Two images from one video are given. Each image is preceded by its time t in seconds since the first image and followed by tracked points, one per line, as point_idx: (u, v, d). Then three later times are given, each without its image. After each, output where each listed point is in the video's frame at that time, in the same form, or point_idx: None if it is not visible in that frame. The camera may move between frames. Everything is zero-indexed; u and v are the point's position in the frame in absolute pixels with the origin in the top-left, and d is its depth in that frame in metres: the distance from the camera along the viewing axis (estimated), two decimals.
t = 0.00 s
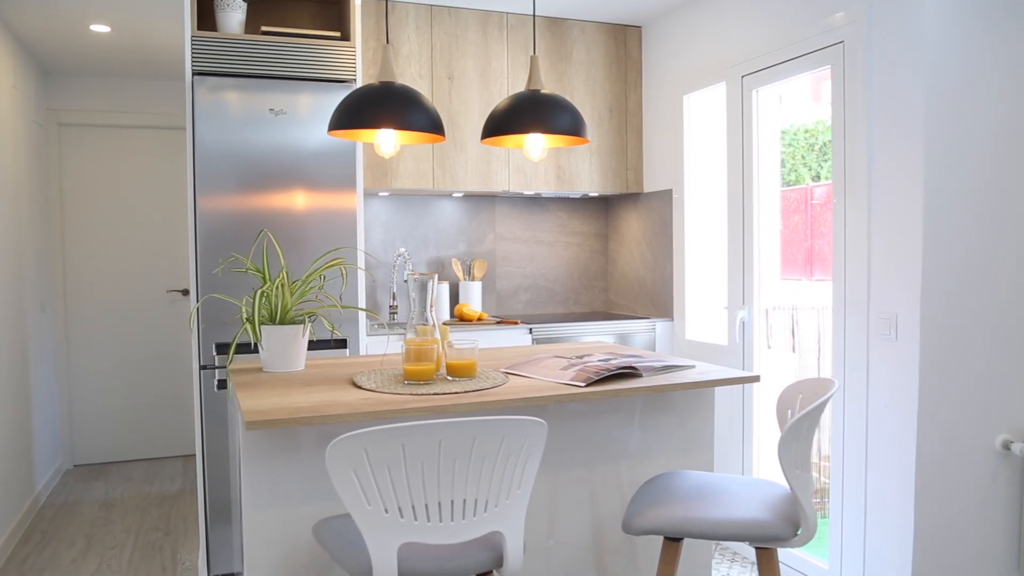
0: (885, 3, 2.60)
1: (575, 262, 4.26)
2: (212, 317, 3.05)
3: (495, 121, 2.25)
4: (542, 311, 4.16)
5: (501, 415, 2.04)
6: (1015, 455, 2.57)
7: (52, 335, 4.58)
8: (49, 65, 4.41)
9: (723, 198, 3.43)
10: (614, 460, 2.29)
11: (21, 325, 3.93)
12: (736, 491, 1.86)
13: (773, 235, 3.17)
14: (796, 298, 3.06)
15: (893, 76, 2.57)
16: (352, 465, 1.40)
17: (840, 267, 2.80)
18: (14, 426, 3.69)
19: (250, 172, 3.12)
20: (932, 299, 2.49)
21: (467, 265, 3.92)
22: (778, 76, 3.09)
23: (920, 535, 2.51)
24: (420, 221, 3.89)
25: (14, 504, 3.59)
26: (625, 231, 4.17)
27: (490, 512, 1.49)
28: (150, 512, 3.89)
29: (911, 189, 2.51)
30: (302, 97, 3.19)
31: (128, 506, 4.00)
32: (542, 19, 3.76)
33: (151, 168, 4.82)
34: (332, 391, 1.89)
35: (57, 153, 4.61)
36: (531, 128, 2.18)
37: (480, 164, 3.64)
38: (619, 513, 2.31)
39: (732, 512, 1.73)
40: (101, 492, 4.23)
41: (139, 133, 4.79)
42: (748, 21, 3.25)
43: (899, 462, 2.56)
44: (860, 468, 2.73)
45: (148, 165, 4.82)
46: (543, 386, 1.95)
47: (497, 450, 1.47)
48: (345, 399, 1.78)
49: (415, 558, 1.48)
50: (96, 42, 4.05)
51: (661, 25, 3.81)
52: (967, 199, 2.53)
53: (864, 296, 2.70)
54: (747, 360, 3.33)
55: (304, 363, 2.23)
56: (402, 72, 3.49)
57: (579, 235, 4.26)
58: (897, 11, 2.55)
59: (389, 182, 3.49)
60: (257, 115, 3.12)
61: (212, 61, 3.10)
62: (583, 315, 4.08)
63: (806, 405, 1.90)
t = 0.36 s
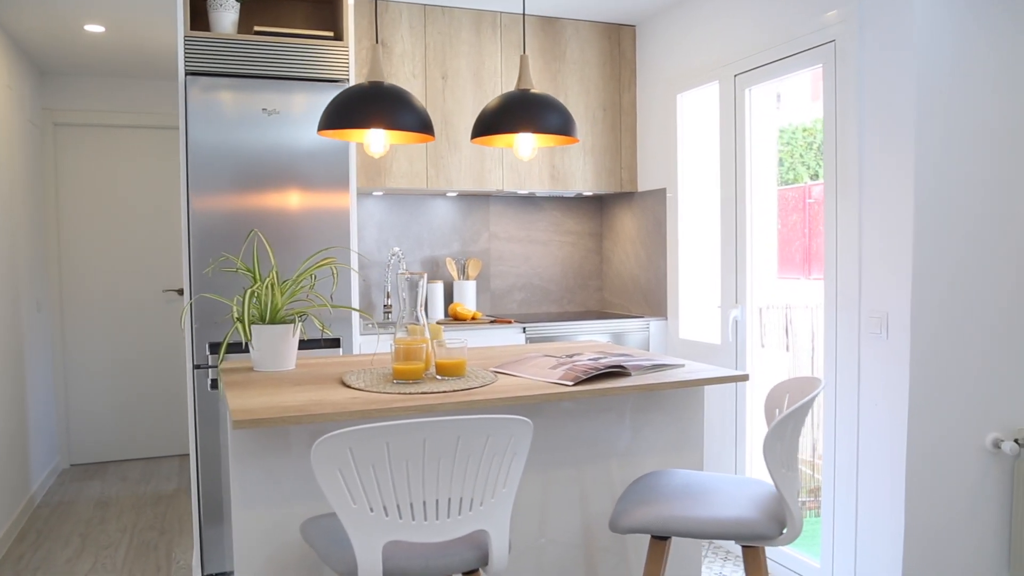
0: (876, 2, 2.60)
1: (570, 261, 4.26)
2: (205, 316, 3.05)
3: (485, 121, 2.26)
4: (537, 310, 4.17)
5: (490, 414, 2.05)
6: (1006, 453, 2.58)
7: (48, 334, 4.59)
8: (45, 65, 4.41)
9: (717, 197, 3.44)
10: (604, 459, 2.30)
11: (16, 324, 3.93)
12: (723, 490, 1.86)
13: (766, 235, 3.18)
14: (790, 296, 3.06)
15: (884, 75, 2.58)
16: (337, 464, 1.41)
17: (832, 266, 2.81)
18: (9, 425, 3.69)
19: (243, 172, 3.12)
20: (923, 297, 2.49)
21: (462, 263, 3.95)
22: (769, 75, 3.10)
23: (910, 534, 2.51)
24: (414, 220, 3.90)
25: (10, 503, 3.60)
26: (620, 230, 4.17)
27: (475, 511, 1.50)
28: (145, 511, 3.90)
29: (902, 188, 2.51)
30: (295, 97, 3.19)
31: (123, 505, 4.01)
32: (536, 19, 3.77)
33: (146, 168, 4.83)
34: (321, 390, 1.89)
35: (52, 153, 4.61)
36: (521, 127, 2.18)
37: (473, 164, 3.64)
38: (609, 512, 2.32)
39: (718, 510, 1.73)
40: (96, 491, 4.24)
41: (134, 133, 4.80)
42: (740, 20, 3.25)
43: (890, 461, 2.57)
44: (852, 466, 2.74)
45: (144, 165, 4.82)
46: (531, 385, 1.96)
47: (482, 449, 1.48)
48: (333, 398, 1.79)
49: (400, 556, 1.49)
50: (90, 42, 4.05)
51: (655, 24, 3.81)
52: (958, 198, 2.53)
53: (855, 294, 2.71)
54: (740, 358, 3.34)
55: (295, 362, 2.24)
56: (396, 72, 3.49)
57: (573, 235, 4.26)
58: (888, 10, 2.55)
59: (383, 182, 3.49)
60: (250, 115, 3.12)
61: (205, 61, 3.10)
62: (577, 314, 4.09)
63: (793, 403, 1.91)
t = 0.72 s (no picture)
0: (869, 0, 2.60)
1: (566, 260, 4.27)
2: (201, 316, 3.06)
3: (477, 120, 2.26)
4: (532, 309, 4.18)
5: (481, 412, 2.05)
6: (999, 452, 2.58)
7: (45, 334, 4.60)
8: (42, 65, 4.42)
9: (711, 195, 3.44)
10: (596, 457, 2.31)
11: (14, 324, 3.94)
12: (713, 488, 1.87)
13: (760, 233, 3.18)
14: (785, 295, 3.06)
15: (876, 73, 2.58)
16: (325, 463, 1.41)
17: (825, 264, 2.81)
18: (6, 425, 3.70)
19: (238, 171, 3.13)
20: (916, 295, 2.50)
21: (457, 262, 3.96)
22: (763, 73, 3.10)
23: (902, 531, 2.52)
24: (410, 219, 3.90)
25: (7, 502, 3.61)
26: (616, 229, 4.18)
27: (463, 509, 1.50)
28: (142, 510, 3.91)
29: (895, 186, 2.51)
30: (290, 96, 3.19)
31: (121, 504, 4.02)
32: (530, 17, 3.77)
33: (143, 167, 4.83)
34: (312, 389, 1.90)
35: (49, 152, 4.61)
36: (512, 126, 2.19)
37: (468, 163, 3.65)
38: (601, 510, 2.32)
39: (708, 508, 1.74)
40: (94, 490, 4.25)
41: (131, 133, 4.80)
42: (733, 18, 3.25)
43: (883, 458, 2.57)
44: (845, 464, 2.74)
45: (141, 164, 4.83)
46: (522, 383, 1.97)
47: (469, 447, 1.48)
48: (324, 397, 1.80)
49: (387, 554, 1.49)
50: (86, 42, 4.06)
51: (650, 22, 3.81)
52: (950, 196, 2.53)
53: (849, 293, 2.71)
54: (734, 356, 3.35)
55: (287, 361, 2.24)
56: (391, 71, 3.50)
57: (569, 233, 4.27)
58: (881, 8, 2.55)
59: (378, 181, 3.49)
60: (244, 114, 3.13)
61: (199, 60, 3.10)
62: (573, 313, 4.09)
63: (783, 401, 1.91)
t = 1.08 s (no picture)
0: None
1: (562, 258, 4.27)
2: (196, 314, 3.06)
3: (470, 118, 2.26)
4: (529, 307, 4.18)
5: (474, 410, 2.06)
6: (993, 449, 2.58)
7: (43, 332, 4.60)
8: (39, 64, 4.42)
9: (707, 193, 3.44)
10: (589, 455, 2.31)
11: (11, 323, 3.94)
12: (705, 486, 1.87)
13: (756, 231, 3.18)
14: (781, 293, 3.06)
15: (871, 72, 2.58)
16: (315, 460, 1.41)
17: (820, 262, 2.81)
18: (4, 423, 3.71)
19: (234, 170, 3.13)
20: (911, 293, 2.50)
21: (454, 260, 3.96)
22: (758, 71, 3.10)
23: (895, 529, 2.52)
24: (407, 217, 3.91)
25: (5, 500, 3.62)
26: (612, 227, 4.18)
27: (453, 506, 1.51)
28: (140, 508, 3.92)
29: (889, 185, 2.51)
30: (285, 96, 3.20)
31: (119, 502, 4.03)
32: (527, 15, 3.77)
33: (141, 166, 4.83)
34: (304, 387, 1.90)
35: (47, 151, 4.61)
36: (506, 124, 2.19)
37: (464, 161, 3.65)
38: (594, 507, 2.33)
39: (699, 506, 1.74)
40: (91, 489, 4.25)
41: (128, 132, 4.81)
42: (728, 17, 3.25)
43: (877, 455, 2.58)
44: (840, 462, 2.74)
45: (138, 163, 4.83)
46: (515, 381, 1.97)
47: (459, 445, 1.49)
48: (316, 395, 1.80)
49: (377, 552, 1.50)
50: (82, 41, 4.06)
51: (646, 20, 3.81)
52: (944, 193, 2.53)
53: (843, 291, 2.71)
54: (730, 354, 3.35)
55: (281, 359, 2.24)
56: (387, 69, 3.50)
57: (566, 232, 4.27)
58: (875, 6, 2.55)
59: (374, 179, 3.49)
60: (239, 113, 3.13)
61: (195, 59, 3.10)
62: (570, 311, 4.09)
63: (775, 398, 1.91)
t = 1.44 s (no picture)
0: None
1: (560, 257, 4.27)
2: (193, 313, 3.07)
3: (464, 116, 2.27)
4: (526, 306, 4.18)
5: (467, 408, 2.06)
6: (987, 447, 2.58)
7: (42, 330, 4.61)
8: (37, 63, 4.43)
9: (703, 190, 3.44)
10: (583, 453, 2.31)
11: (9, 321, 3.95)
12: (697, 484, 1.87)
13: (751, 229, 3.19)
14: (778, 291, 3.05)
15: (865, 69, 2.58)
16: (306, 458, 1.42)
17: (815, 260, 2.81)
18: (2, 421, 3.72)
19: (230, 168, 3.13)
20: (905, 291, 2.50)
21: (451, 258, 3.97)
22: (754, 69, 3.10)
23: (890, 527, 2.52)
24: (403, 216, 3.91)
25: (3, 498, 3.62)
26: (609, 225, 4.18)
27: (443, 504, 1.51)
28: (138, 507, 3.93)
29: (883, 182, 2.51)
30: (281, 94, 3.20)
31: (116, 500, 4.04)
32: (523, 13, 3.77)
33: (139, 165, 4.84)
34: (297, 385, 1.91)
35: (45, 150, 4.62)
36: (499, 123, 2.19)
37: (461, 160, 3.65)
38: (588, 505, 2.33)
39: (690, 504, 1.74)
40: (90, 487, 4.26)
41: (126, 130, 4.81)
42: (724, 15, 3.25)
43: (872, 453, 2.58)
44: (835, 460, 2.75)
45: (137, 162, 4.83)
46: (507, 380, 1.97)
47: (450, 443, 1.49)
48: (308, 393, 1.81)
49: (367, 549, 1.50)
50: (80, 39, 4.06)
51: (643, 18, 3.81)
52: (939, 192, 2.53)
53: (838, 289, 2.71)
54: (726, 352, 3.35)
55: (275, 358, 2.25)
56: (383, 68, 3.50)
57: (563, 230, 4.27)
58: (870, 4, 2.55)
59: (370, 178, 3.50)
60: (235, 111, 3.13)
61: (191, 58, 3.11)
62: (567, 309, 4.10)
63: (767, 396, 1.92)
